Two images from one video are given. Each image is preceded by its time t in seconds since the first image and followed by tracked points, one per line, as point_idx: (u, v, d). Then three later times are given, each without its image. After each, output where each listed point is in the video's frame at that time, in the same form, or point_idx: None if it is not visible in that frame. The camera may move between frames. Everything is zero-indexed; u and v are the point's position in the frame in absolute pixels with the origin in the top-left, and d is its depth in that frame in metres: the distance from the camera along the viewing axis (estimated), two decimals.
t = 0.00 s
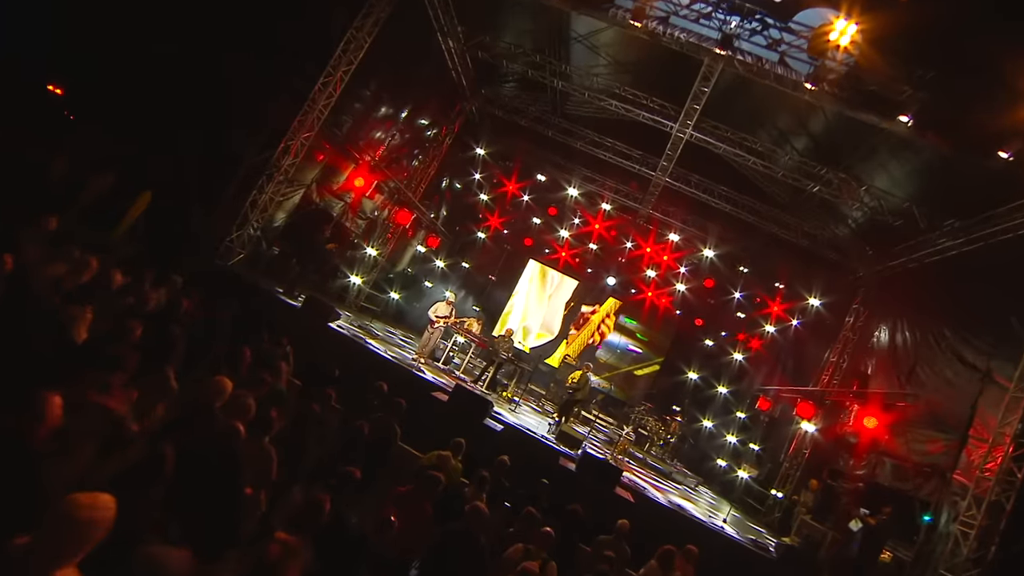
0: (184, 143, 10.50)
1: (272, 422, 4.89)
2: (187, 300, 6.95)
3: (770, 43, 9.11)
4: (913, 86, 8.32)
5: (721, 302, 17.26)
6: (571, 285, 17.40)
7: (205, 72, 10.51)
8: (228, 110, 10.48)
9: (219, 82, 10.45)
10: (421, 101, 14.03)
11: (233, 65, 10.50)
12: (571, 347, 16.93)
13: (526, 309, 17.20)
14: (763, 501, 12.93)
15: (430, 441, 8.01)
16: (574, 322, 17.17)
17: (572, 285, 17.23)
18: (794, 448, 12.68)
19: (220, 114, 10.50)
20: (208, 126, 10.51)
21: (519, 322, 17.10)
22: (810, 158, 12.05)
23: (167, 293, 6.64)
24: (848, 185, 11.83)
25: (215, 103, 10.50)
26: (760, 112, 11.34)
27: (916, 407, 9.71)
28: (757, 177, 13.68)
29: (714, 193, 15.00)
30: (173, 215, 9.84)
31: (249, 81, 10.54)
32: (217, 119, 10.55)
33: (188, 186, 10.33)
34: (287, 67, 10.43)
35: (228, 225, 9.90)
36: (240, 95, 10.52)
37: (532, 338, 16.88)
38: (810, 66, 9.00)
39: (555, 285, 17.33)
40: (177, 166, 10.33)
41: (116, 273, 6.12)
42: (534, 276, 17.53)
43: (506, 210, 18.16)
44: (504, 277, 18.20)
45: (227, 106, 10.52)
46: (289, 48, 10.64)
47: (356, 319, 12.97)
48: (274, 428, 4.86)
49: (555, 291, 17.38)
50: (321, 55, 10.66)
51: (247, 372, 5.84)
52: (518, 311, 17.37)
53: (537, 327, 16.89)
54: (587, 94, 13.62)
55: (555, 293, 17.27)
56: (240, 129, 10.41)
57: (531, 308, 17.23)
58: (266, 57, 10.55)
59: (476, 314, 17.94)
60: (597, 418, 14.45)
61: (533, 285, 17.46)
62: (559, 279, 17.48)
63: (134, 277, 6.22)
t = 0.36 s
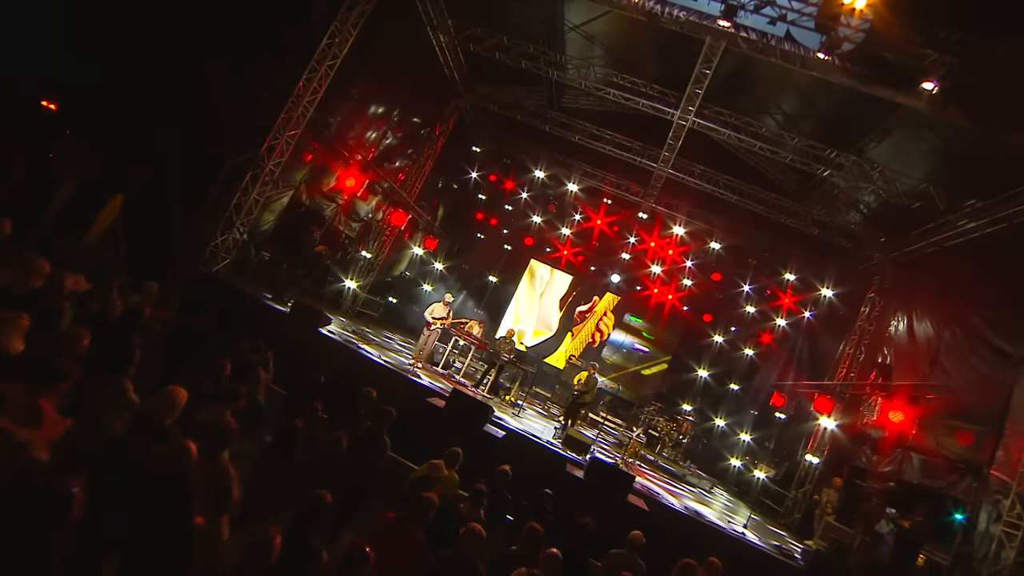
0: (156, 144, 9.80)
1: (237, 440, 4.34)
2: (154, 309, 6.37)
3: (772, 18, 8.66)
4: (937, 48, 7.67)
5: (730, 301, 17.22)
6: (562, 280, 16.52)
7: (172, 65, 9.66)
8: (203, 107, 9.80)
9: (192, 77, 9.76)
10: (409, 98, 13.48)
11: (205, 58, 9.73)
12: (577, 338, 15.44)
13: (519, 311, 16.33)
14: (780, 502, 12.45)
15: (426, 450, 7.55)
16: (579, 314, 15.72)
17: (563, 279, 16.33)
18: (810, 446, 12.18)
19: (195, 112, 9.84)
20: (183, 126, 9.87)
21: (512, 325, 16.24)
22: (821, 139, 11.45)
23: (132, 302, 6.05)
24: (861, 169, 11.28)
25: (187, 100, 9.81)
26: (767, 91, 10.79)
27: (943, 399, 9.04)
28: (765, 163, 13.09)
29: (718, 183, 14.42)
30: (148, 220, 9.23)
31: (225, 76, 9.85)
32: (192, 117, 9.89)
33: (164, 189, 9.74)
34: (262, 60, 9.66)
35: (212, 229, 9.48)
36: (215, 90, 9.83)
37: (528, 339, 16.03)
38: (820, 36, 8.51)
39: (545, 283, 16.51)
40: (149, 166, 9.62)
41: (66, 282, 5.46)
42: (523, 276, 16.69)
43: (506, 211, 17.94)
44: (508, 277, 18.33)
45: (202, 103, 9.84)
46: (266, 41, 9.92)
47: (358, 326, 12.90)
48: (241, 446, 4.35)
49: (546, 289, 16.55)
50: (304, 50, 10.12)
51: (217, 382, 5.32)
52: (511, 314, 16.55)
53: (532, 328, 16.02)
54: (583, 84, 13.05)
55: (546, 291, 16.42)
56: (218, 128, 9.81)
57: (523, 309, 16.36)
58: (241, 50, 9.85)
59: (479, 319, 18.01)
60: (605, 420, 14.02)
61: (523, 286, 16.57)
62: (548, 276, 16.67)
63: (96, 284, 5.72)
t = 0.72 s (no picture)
0: (131, 143, 9.27)
1: (200, 453, 3.92)
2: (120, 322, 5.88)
3: None
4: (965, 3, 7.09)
5: (742, 294, 16.57)
6: (565, 278, 16.11)
7: (147, 61, 9.12)
8: (179, 105, 9.24)
9: (169, 75, 9.25)
10: (399, 94, 12.83)
11: (181, 54, 9.22)
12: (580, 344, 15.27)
13: (523, 308, 16.07)
14: (801, 501, 11.92)
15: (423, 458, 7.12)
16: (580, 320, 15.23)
17: (565, 278, 15.84)
18: (829, 441, 11.70)
19: (172, 111, 9.27)
20: (157, 125, 9.28)
21: (517, 322, 15.97)
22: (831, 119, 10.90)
23: (97, 310, 5.59)
24: (875, 147, 10.67)
25: (164, 98, 9.27)
26: (773, 69, 10.28)
27: (974, 389, 8.44)
28: (774, 147, 12.50)
29: (722, 171, 13.88)
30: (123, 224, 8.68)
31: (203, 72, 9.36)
32: (169, 116, 9.34)
33: (142, 193, 9.23)
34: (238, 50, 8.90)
35: (195, 233, 9.11)
36: (192, 87, 9.29)
37: (532, 338, 15.64)
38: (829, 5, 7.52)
39: (548, 279, 16.20)
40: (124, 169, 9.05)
41: (18, 290, 4.98)
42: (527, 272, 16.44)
43: (506, 210, 17.59)
44: (511, 277, 17.83)
45: (180, 101, 9.32)
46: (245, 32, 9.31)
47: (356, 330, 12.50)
48: (209, 460, 3.94)
49: (550, 286, 16.23)
50: (286, 44, 9.69)
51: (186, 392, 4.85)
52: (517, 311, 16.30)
53: (536, 326, 15.71)
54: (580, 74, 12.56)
55: (549, 287, 16.10)
56: (198, 127, 9.36)
57: (527, 306, 16.09)
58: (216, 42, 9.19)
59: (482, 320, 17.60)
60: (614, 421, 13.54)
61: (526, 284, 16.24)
62: (552, 272, 16.33)
63: (54, 292, 5.26)
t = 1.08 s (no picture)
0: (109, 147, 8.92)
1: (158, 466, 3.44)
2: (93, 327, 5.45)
3: None
4: None
5: (755, 286, 15.94)
6: (574, 278, 16.05)
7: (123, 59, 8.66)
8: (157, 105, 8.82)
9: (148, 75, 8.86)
10: (393, 91, 12.44)
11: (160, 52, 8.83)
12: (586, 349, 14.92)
13: (532, 304, 16.00)
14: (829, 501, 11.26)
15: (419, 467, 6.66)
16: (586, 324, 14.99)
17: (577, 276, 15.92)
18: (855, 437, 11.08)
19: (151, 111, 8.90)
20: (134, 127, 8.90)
21: (526, 319, 15.90)
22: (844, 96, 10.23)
23: (58, 324, 5.14)
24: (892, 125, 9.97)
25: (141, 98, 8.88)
26: (784, 42, 9.67)
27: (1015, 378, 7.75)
28: (785, 128, 11.87)
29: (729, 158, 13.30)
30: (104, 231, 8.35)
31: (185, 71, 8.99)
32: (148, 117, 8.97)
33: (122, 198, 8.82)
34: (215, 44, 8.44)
35: (180, 238, 8.79)
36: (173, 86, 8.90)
37: (540, 337, 15.68)
38: None
39: (558, 275, 16.14)
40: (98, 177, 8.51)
41: None
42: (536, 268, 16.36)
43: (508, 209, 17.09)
44: (515, 277, 17.32)
45: (158, 101, 8.92)
46: (228, 27, 8.99)
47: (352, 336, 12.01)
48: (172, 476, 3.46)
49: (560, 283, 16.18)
50: (269, 39, 9.34)
51: (152, 406, 4.44)
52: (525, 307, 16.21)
53: (545, 324, 15.69)
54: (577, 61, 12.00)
55: (559, 284, 16.05)
56: (181, 129, 9.02)
57: (537, 302, 16.04)
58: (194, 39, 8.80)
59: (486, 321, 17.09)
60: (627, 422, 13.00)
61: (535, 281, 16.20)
62: (562, 269, 16.30)
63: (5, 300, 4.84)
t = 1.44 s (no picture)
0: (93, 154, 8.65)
1: (86, 486, 3.09)
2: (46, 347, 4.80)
3: None
4: None
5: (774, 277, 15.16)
6: (577, 278, 15.77)
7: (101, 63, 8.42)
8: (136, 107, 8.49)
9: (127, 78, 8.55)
10: (388, 88, 11.99)
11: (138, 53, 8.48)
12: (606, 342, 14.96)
13: (533, 314, 15.77)
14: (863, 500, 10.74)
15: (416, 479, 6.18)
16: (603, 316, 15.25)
17: (580, 276, 15.68)
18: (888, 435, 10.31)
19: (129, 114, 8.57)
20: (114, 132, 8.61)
21: (528, 329, 15.75)
22: (864, 67, 9.54)
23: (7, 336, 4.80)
24: (917, 97, 9.25)
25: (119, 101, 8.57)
26: (796, 12, 9.04)
27: None
28: (800, 109, 11.20)
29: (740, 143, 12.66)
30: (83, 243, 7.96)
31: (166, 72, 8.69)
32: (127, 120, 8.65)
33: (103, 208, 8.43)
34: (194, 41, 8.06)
35: (165, 246, 8.41)
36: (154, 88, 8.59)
37: (544, 344, 15.54)
38: None
39: (557, 283, 15.81)
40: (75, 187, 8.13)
41: None
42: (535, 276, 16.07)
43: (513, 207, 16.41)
44: (522, 279, 16.79)
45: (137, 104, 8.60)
46: (208, 24, 8.63)
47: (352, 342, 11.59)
48: (98, 500, 3.14)
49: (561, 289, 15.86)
50: (252, 36, 8.97)
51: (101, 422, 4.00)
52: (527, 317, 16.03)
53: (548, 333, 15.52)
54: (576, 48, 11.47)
55: (559, 291, 15.74)
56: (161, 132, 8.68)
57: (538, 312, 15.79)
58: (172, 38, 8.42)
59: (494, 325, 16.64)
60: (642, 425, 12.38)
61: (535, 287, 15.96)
62: (561, 274, 15.94)
63: None
